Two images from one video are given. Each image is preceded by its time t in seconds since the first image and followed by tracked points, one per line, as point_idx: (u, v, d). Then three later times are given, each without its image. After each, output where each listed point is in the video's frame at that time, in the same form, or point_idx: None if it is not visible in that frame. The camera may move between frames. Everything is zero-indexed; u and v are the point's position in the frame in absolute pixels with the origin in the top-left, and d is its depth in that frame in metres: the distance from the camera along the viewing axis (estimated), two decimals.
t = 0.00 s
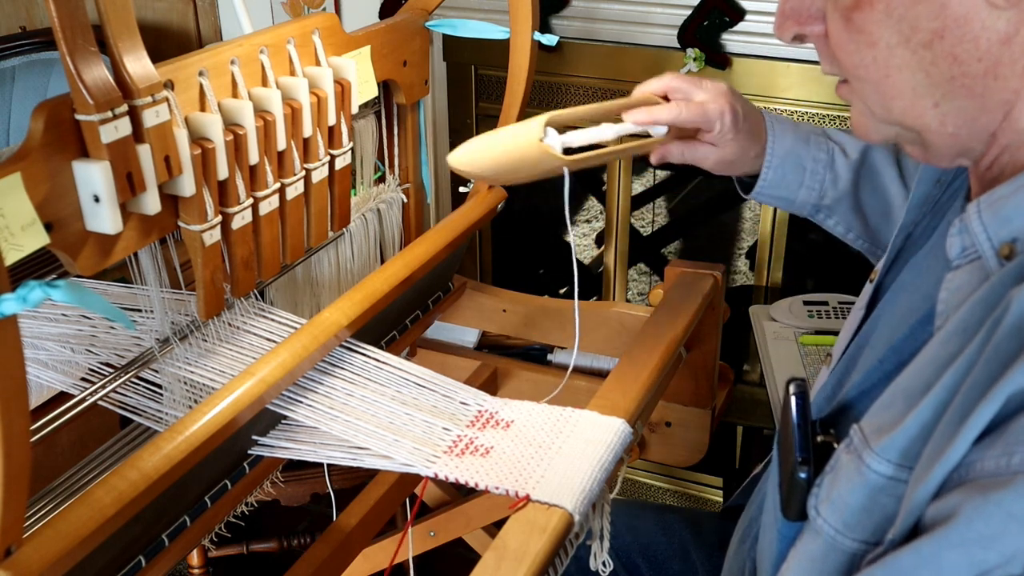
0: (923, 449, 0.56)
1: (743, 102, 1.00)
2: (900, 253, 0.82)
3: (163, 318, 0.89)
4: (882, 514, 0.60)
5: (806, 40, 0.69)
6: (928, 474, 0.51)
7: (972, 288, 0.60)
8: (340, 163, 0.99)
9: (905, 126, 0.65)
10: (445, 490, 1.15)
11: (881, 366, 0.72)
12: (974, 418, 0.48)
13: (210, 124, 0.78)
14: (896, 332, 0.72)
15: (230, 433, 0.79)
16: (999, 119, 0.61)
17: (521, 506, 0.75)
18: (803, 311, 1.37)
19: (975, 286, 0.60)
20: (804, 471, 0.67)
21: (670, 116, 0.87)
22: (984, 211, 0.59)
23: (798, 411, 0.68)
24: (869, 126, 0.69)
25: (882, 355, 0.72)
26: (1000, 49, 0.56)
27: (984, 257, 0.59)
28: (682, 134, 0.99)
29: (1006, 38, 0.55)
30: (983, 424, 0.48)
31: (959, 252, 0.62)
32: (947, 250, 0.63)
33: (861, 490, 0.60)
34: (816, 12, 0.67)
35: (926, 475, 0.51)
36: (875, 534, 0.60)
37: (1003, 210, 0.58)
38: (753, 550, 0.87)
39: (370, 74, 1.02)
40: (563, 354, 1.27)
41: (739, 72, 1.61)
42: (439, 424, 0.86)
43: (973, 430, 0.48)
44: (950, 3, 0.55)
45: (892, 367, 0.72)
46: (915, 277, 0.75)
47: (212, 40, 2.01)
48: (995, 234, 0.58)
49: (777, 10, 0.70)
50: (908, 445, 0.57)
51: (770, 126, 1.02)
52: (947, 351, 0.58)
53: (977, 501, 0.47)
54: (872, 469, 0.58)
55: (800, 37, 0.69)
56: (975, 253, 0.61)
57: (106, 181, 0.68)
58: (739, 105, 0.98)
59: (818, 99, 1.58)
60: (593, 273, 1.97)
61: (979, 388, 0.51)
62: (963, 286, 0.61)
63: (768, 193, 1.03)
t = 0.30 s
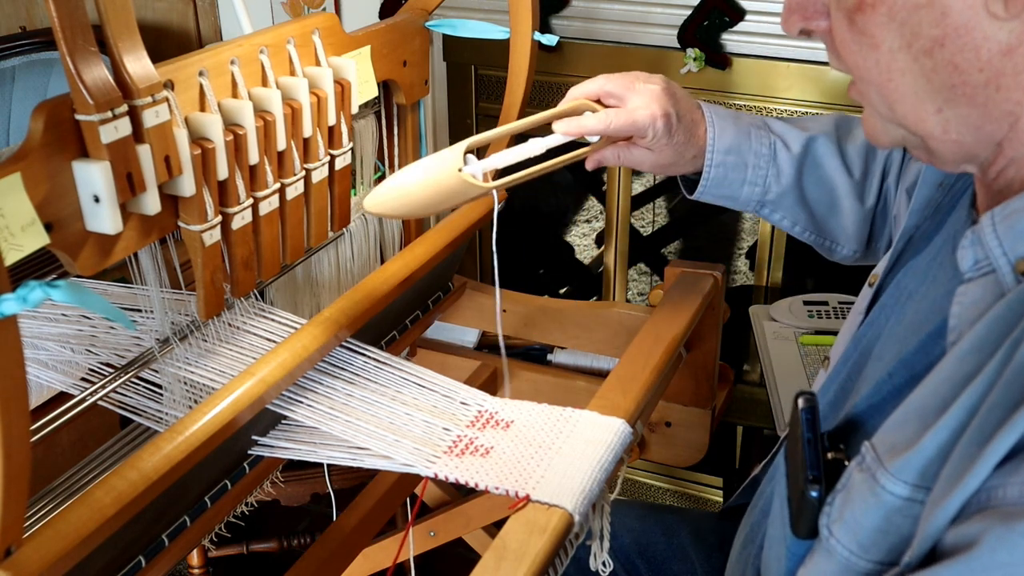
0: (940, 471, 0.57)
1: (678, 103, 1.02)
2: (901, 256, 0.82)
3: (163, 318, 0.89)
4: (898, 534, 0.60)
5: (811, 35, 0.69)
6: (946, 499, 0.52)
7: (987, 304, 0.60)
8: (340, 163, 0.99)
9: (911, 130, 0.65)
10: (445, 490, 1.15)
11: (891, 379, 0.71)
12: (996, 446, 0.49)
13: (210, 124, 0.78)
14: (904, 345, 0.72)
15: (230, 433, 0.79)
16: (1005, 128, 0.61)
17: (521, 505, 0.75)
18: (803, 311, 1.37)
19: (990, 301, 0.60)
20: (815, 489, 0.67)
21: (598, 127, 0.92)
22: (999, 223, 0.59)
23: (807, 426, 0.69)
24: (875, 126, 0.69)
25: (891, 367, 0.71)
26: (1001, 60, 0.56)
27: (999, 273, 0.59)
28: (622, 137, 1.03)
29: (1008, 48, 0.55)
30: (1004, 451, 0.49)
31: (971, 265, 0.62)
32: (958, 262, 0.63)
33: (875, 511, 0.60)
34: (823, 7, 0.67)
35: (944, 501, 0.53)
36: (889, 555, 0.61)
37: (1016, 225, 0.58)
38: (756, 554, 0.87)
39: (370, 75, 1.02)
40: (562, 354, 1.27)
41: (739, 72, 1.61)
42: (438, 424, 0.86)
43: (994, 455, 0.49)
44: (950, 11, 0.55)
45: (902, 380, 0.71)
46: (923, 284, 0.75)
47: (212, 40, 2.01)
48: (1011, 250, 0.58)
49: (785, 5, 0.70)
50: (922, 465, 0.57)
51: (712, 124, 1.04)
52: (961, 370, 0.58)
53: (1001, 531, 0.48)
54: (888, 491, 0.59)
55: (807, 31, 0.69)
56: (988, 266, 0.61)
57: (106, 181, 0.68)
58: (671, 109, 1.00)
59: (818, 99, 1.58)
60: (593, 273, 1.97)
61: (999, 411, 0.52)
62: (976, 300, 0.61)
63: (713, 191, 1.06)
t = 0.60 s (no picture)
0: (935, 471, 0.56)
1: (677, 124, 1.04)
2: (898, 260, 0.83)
3: (163, 317, 0.89)
4: (894, 533, 0.59)
5: (813, 32, 0.69)
6: (943, 498, 0.52)
7: (983, 303, 0.60)
8: (340, 163, 0.99)
9: (911, 131, 0.65)
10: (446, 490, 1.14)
11: (891, 381, 0.71)
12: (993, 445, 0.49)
13: (210, 124, 0.78)
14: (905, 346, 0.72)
15: (230, 432, 0.79)
16: (1006, 128, 0.61)
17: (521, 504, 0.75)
18: (803, 311, 1.37)
19: (987, 301, 0.60)
20: (813, 489, 0.67)
21: (599, 143, 0.94)
22: (997, 224, 0.59)
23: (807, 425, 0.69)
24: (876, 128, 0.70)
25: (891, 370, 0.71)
26: (1001, 60, 0.56)
27: (996, 273, 0.59)
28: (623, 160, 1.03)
29: (1008, 48, 0.55)
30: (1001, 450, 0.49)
31: (969, 265, 0.62)
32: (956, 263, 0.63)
33: (872, 510, 0.59)
34: (824, 5, 0.67)
35: (941, 500, 0.52)
36: (885, 553, 0.60)
37: (1015, 225, 0.58)
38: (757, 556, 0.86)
39: (371, 74, 1.02)
40: (562, 354, 1.26)
41: (739, 72, 1.61)
42: (438, 425, 0.86)
43: (992, 453, 0.49)
44: (951, 9, 0.55)
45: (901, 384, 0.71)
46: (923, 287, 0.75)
47: (212, 40, 2.01)
48: (1008, 250, 0.58)
49: (785, 3, 0.71)
50: (920, 466, 0.57)
51: (712, 150, 1.06)
52: (956, 370, 0.58)
53: (997, 528, 0.48)
54: (884, 489, 0.58)
55: (808, 28, 0.69)
56: (986, 267, 0.61)
57: (106, 181, 0.68)
58: (670, 128, 1.01)
59: (818, 99, 1.58)
60: (593, 273, 1.97)
61: (994, 410, 0.52)
62: (974, 300, 0.61)
63: (717, 217, 1.08)
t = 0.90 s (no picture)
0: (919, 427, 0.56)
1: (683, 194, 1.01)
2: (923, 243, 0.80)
3: (163, 317, 0.89)
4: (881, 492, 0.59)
5: (830, 27, 0.67)
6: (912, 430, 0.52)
7: (984, 278, 0.59)
8: (340, 163, 0.99)
9: (925, 130, 0.64)
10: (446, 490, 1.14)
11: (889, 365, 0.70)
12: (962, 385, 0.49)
13: (210, 124, 0.78)
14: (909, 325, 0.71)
15: (230, 433, 0.79)
16: None
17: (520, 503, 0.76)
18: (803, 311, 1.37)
19: (990, 274, 0.59)
20: (806, 451, 0.66)
21: (611, 201, 0.90)
22: (1006, 200, 0.57)
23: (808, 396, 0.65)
24: (889, 119, 0.66)
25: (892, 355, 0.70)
26: None
27: (1001, 248, 0.58)
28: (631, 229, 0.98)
29: None
30: (970, 391, 0.49)
31: (977, 240, 0.61)
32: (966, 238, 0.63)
33: (866, 470, 0.58)
34: None
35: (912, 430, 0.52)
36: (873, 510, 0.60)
37: None
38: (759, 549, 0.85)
39: (370, 74, 1.02)
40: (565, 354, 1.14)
41: (739, 71, 1.61)
42: (439, 423, 0.86)
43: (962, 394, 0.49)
44: None
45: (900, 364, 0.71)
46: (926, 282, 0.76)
47: (212, 40, 2.01)
48: (1014, 225, 0.57)
49: None
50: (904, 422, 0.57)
51: (724, 225, 1.03)
52: (947, 341, 0.57)
53: (947, 451, 0.48)
54: (873, 446, 0.58)
55: (827, 23, 0.67)
56: (993, 242, 0.60)
57: (106, 181, 0.68)
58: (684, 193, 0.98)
59: (818, 99, 1.58)
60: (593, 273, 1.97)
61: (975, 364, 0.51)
62: (977, 274, 0.60)
63: (735, 294, 1.03)
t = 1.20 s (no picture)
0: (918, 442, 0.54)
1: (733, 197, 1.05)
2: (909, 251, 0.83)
3: (163, 317, 0.89)
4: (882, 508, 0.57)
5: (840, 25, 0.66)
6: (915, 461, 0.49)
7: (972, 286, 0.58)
8: (340, 163, 0.99)
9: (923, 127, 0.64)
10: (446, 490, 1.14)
11: (885, 360, 0.71)
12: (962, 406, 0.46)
13: (210, 124, 0.78)
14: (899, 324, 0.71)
15: (230, 432, 0.79)
16: None
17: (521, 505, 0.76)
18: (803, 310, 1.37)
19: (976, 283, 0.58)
20: (802, 464, 0.68)
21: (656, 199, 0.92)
22: (987, 208, 0.56)
23: (796, 402, 0.70)
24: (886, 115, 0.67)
25: (885, 350, 0.71)
26: None
27: (984, 254, 0.56)
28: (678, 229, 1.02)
29: None
30: (972, 411, 0.46)
31: (962, 249, 0.59)
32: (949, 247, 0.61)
33: (860, 483, 0.57)
34: None
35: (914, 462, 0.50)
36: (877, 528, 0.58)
37: (1004, 207, 0.55)
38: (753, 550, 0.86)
39: (370, 74, 1.02)
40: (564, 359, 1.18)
41: (739, 71, 1.61)
42: (439, 423, 0.86)
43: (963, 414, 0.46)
44: None
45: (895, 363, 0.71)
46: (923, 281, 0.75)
47: (212, 40, 2.01)
48: (996, 230, 0.55)
49: None
50: (903, 439, 0.55)
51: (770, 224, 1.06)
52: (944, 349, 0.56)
53: (960, 485, 0.45)
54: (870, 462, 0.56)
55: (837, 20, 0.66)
56: (978, 250, 0.58)
57: (106, 181, 0.68)
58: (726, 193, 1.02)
59: (819, 99, 1.58)
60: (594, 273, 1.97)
61: (970, 378, 0.50)
62: (963, 283, 0.59)
63: (772, 288, 1.05)
